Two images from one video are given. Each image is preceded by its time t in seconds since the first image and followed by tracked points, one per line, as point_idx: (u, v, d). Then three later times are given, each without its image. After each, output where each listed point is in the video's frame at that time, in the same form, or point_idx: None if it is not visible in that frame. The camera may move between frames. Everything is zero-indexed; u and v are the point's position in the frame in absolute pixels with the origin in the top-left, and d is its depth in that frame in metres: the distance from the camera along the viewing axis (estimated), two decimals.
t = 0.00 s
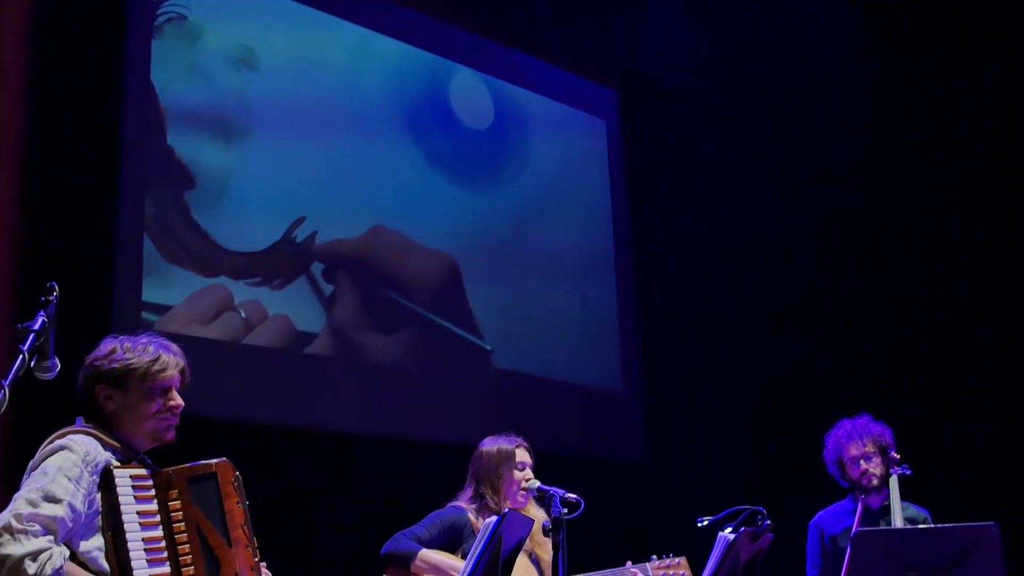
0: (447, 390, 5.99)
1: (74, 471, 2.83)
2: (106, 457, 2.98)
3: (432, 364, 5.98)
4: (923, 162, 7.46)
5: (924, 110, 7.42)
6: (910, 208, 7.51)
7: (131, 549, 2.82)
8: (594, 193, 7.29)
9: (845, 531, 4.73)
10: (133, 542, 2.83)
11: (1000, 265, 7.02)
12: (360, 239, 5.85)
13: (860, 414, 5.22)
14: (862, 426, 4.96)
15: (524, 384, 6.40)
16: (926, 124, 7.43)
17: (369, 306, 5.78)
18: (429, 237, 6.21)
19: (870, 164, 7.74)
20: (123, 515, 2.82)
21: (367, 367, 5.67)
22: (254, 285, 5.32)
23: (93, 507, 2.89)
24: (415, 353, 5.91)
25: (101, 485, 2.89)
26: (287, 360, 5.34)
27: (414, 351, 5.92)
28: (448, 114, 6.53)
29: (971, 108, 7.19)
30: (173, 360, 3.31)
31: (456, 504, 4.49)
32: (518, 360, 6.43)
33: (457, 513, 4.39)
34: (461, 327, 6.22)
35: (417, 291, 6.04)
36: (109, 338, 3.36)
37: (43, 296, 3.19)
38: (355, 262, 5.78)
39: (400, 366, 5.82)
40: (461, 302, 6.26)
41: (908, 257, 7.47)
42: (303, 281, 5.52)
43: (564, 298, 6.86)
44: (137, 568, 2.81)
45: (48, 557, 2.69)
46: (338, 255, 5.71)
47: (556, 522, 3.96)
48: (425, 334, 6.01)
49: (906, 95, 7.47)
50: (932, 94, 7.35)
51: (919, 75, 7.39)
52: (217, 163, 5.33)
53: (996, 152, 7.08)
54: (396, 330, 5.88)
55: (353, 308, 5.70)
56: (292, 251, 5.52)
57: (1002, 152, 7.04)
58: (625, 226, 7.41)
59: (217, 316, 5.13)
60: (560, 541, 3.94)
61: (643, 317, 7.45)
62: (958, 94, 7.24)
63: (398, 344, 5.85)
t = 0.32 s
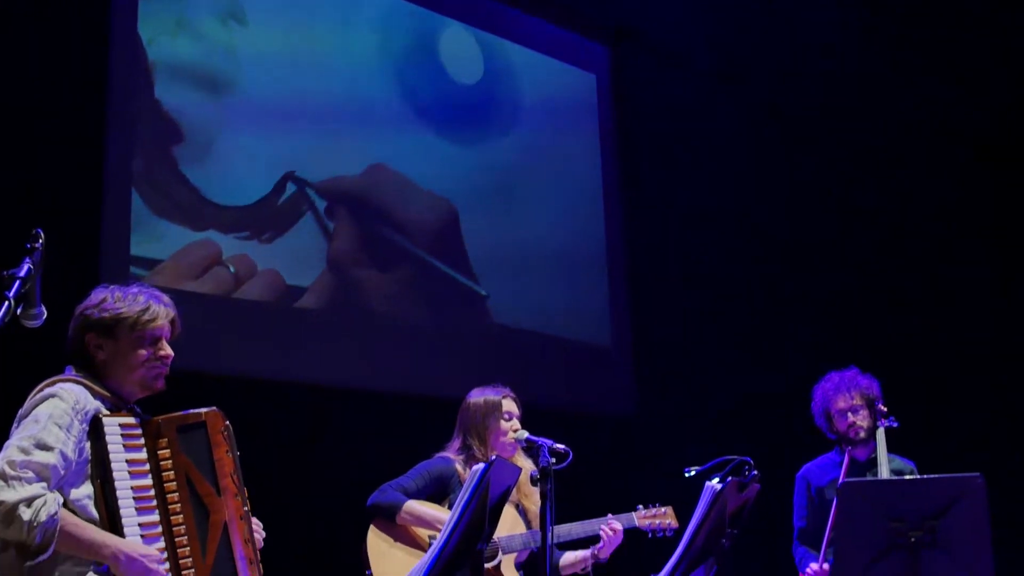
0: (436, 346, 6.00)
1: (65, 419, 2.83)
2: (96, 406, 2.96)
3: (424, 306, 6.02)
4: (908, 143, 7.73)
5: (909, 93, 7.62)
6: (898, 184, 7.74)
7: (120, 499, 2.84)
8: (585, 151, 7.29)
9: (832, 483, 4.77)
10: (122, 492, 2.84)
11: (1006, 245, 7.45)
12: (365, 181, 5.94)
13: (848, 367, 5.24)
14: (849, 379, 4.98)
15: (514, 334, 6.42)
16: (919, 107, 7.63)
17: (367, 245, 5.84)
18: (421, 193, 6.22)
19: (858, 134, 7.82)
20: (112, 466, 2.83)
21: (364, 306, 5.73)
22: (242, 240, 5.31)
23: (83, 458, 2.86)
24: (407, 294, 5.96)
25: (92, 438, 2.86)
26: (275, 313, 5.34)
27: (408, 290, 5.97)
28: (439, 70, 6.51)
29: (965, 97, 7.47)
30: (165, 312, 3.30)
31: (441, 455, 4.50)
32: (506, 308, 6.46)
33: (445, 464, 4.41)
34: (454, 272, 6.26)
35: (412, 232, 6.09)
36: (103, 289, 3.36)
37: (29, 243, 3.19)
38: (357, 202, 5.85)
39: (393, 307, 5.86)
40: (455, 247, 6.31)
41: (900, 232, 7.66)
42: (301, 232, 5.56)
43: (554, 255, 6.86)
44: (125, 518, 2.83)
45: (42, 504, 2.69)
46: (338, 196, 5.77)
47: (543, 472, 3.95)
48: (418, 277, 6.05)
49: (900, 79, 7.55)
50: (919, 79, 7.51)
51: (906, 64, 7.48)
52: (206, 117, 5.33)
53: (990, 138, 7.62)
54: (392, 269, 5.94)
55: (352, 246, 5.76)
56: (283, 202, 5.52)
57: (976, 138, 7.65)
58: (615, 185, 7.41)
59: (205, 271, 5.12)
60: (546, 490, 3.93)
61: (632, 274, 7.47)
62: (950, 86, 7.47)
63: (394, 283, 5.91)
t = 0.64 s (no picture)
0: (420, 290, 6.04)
1: (55, 354, 2.89)
2: (84, 343, 3.01)
3: (411, 220, 6.08)
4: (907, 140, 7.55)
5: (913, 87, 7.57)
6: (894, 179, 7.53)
7: (105, 437, 2.91)
8: (576, 102, 7.25)
9: (818, 427, 4.80)
10: (108, 429, 2.92)
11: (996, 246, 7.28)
12: (356, 87, 5.98)
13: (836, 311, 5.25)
14: (837, 323, 4.99)
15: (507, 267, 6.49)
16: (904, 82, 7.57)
17: (359, 152, 5.90)
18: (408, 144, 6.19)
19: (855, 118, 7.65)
20: (98, 403, 2.91)
21: (353, 214, 5.81)
22: (230, 183, 5.34)
23: (70, 395, 2.92)
24: (395, 206, 6.02)
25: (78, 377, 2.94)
26: (261, 257, 5.39)
27: (398, 201, 6.05)
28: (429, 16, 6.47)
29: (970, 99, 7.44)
30: (149, 247, 3.26)
31: (426, 397, 4.49)
32: (494, 223, 6.52)
33: (432, 405, 4.41)
34: (446, 190, 6.33)
35: (403, 145, 6.16)
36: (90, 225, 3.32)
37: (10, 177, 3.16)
38: (349, 111, 5.90)
39: (382, 218, 5.94)
40: (447, 163, 6.38)
41: (891, 224, 7.49)
42: (293, 167, 5.59)
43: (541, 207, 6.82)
44: (111, 455, 2.91)
45: (38, 435, 2.74)
46: (332, 104, 5.83)
47: (529, 412, 3.93)
48: (407, 190, 6.11)
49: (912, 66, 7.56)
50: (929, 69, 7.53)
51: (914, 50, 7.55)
52: (190, 60, 5.32)
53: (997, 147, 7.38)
54: (383, 180, 6.00)
55: (345, 155, 5.82)
56: (270, 146, 5.53)
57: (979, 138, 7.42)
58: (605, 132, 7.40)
59: (192, 216, 5.17)
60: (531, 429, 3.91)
61: (619, 221, 7.51)
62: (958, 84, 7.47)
63: (385, 194, 5.98)
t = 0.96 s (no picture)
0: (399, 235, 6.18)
1: (44, 296, 2.56)
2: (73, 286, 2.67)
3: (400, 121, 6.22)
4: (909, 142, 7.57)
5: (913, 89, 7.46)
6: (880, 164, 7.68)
7: (94, 380, 2.59)
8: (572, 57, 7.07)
9: (807, 376, 4.82)
10: (96, 372, 2.59)
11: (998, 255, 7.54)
12: None
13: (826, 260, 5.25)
14: (827, 272, 4.98)
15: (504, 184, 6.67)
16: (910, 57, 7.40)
17: (349, 52, 5.99)
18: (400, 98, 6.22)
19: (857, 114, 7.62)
20: (86, 346, 2.57)
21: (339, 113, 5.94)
22: (219, 132, 5.42)
23: (59, 341, 2.59)
24: (386, 106, 6.16)
25: (68, 319, 2.59)
26: (248, 204, 5.54)
27: (387, 101, 6.17)
28: None
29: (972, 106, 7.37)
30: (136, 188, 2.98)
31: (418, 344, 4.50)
32: (487, 123, 6.65)
33: (422, 352, 4.39)
34: (434, 94, 6.40)
35: (393, 45, 6.20)
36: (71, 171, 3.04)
37: None
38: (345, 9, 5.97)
39: (370, 120, 6.08)
40: (438, 68, 6.43)
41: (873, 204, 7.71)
42: (283, 118, 5.70)
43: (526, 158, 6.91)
44: (99, 398, 2.59)
45: (26, 378, 2.45)
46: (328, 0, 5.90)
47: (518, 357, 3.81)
48: (399, 90, 6.22)
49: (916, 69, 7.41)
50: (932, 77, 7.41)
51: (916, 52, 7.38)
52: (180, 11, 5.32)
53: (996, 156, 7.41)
54: (372, 80, 6.11)
55: (336, 53, 5.92)
56: (259, 96, 5.60)
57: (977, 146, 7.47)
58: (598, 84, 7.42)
59: (180, 164, 5.27)
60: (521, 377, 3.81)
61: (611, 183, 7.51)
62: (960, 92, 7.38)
63: (375, 95, 6.11)
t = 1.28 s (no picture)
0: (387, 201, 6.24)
1: (35, 259, 2.48)
2: (65, 248, 2.58)
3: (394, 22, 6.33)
4: (913, 136, 7.80)
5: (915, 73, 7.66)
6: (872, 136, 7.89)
7: (87, 340, 2.48)
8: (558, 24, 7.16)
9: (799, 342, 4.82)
10: (89, 334, 2.48)
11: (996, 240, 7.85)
12: None
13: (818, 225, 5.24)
14: (820, 238, 4.97)
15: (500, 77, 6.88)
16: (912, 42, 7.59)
17: None
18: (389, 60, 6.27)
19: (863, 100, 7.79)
20: (79, 307, 2.46)
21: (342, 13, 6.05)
22: (213, 96, 5.42)
23: (52, 302, 2.52)
24: (387, 8, 6.29)
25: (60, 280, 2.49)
26: (242, 167, 5.56)
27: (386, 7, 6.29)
28: None
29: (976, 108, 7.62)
30: (133, 148, 2.82)
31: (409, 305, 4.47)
32: (483, 45, 6.79)
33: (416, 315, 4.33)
34: None
35: None
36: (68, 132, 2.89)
37: None
38: None
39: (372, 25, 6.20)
40: None
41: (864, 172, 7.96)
42: (275, 80, 5.72)
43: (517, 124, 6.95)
44: (93, 360, 2.48)
45: (13, 342, 2.36)
46: None
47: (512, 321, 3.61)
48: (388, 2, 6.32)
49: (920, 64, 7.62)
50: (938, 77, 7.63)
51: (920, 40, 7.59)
52: None
53: (996, 157, 7.68)
54: None
55: None
56: (253, 59, 5.61)
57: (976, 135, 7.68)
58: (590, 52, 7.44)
59: (175, 129, 5.26)
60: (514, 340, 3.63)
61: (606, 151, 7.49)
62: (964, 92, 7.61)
63: None
